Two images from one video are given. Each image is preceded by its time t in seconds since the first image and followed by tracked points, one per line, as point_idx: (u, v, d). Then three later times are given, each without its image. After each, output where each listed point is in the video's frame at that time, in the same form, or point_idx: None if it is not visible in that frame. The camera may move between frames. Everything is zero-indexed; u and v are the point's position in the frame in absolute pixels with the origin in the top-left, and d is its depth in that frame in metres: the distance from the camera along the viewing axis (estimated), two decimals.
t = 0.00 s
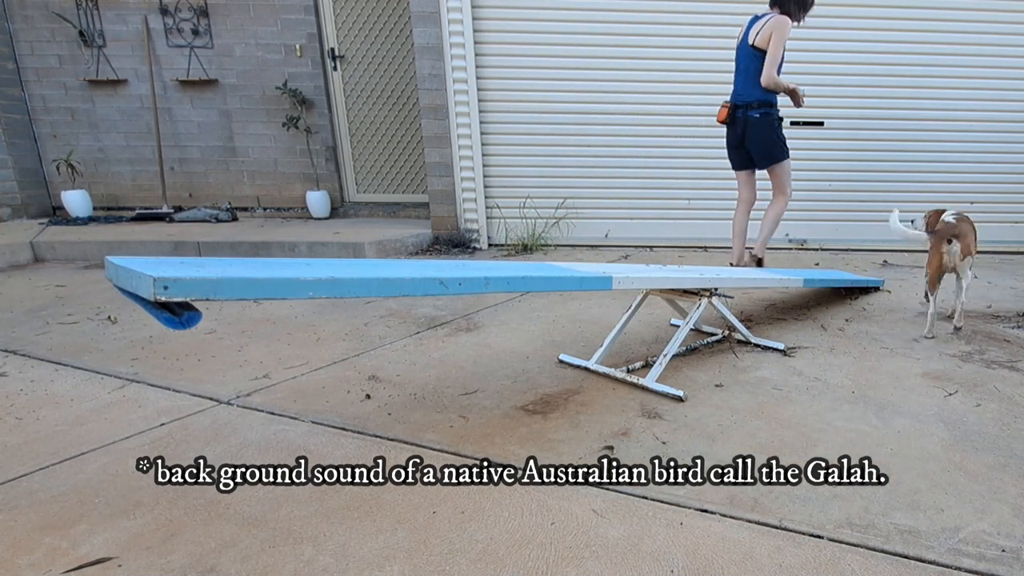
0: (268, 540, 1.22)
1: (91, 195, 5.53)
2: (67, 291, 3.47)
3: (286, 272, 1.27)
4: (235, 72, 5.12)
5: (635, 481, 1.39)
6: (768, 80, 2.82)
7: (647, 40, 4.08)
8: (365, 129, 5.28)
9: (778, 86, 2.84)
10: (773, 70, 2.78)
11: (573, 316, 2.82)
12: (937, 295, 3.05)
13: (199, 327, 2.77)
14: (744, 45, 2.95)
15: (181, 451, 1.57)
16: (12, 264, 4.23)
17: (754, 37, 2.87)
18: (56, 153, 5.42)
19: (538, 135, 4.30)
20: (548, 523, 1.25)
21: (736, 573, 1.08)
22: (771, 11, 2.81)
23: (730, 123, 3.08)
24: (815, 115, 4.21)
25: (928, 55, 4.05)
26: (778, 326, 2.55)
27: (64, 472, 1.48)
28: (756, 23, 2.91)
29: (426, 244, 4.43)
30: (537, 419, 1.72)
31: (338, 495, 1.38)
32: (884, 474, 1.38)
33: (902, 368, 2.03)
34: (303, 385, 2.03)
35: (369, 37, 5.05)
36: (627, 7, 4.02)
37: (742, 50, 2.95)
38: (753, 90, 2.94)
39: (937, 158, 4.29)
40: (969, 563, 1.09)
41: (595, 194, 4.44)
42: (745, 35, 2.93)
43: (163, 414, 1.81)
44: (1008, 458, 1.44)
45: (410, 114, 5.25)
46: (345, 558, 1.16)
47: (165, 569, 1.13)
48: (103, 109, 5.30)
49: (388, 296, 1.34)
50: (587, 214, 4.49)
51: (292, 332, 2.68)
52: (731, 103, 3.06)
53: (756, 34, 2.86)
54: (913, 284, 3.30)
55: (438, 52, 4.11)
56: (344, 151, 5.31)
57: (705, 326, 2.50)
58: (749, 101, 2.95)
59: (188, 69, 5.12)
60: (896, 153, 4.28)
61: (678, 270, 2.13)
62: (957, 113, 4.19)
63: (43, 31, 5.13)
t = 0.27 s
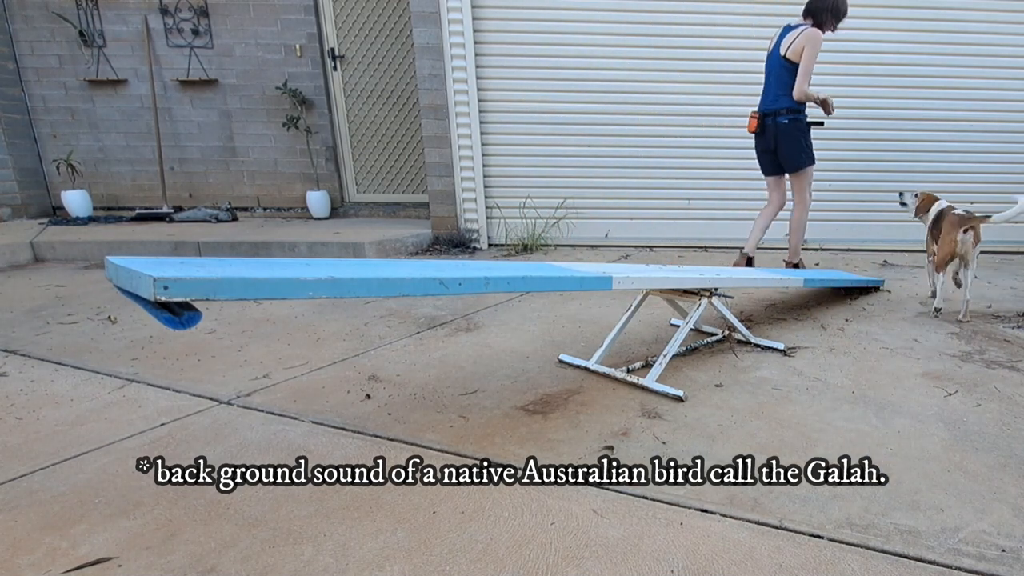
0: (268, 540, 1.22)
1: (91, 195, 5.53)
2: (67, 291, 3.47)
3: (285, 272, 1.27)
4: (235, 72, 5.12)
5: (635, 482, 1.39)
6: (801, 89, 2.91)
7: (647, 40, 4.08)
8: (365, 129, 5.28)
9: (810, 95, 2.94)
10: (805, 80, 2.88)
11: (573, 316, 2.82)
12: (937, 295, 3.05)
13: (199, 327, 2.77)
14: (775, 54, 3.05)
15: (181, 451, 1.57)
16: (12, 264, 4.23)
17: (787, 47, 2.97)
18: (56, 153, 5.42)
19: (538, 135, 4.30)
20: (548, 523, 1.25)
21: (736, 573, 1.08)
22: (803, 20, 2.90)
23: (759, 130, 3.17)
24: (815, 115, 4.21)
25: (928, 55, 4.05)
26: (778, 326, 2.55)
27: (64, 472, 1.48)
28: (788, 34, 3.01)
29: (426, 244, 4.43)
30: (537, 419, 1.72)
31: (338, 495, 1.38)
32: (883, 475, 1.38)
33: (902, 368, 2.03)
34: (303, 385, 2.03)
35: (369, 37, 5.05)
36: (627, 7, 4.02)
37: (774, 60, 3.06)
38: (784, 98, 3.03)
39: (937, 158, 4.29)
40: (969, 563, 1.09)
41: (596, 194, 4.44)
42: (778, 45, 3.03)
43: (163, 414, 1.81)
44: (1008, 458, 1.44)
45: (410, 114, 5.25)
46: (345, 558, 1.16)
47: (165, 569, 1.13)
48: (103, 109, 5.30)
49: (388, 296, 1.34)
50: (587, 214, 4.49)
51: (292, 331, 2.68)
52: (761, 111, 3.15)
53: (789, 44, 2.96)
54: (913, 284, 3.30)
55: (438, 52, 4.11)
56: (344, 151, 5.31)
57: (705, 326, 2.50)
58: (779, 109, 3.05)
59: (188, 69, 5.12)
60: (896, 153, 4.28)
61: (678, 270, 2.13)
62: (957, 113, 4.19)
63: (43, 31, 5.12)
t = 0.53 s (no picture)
0: (268, 540, 1.22)
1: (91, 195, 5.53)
2: (67, 291, 3.47)
3: (285, 272, 1.27)
4: (235, 72, 5.12)
5: (635, 482, 1.39)
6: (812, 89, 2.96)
7: (648, 40, 4.08)
8: (366, 129, 5.28)
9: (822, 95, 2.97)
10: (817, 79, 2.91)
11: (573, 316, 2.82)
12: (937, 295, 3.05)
13: (199, 327, 2.77)
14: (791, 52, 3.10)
15: (181, 451, 1.57)
16: (12, 264, 4.23)
17: (802, 46, 3.02)
18: (56, 153, 5.42)
19: (538, 135, 4.30)
20: (548, 523, 1.25)
21: (736, 573, 1.08)
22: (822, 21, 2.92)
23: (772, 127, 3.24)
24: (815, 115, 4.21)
25: (928, 55, 4.05)
26: (778, 326, 2.55)
27: (64, 472, 1.48)
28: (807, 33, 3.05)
29: (426, 244, 4.43)
30: (537, 419, 1.72)
31: (338, 495, 1.38)
32: (883, 474, 1.38)
33: (902, 368, 2.03)
34: (303, 385, 2.03)
35: (369, 37, 5.05)
36: (627, 6, 4.02)
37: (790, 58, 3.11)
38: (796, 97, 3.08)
39: (937, 158, 4.29)
40: (969, 563, 1.09)
41: (596, 194, 4.44)
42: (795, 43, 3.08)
43: (163, 414, 1.81)
44: (1008, 458, 1.43)
45: (410, 114, 5.25)
46: (345, 558, 1.16)
47: (165, 569, 1.13)
48: (103, 109, 5.30)
49: (388, 296, 1.34)
50: (587, 213, 4.49)
51: (291, 332, 2.68)
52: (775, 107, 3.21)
53: (804, 44, 3.00)
54: (913, 284, 3.30)
55: (438, 52, 4.11)
56: (344, 151, 5.31)
57: (705, 326, 2.50)
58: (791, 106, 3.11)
59: (188, 69, 5.12)
60: (896, 154, 4.28)
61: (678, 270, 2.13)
62: (957, 113, 4.19)
63: (43, 31, 5.12)
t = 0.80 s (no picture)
0: (268, 540, 1.22)
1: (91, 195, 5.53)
2: (67, 291, 3.47)
3: (285, 272, 1.26)
4: (235, 72, 5.12)
5: (635, 482, 1.39)
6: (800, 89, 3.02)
7: (647, 40, 4.08)
8: (366, 129, 5.29)
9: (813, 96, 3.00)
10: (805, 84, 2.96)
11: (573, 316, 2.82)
12: (938, 295, 3.05)
13: (199, 327, 2.77)
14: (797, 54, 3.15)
15: (181, 451, 1.57)
16: (12, 264, 4.23)
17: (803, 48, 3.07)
18: (56, 152, 5.42)
19: (538, 134, 4.30)
20: (548, 523, 1.25)
21: (737, 573, 1.08)
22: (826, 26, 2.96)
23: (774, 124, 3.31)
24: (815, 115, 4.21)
25: (928, 55, 4.05)
26: (778, 326, 2.55)
27: (64, 472, 1.48)
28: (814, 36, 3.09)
29: (426, 244, 4.43)
30: (537, 419, 1.72)
31: (339, 494, 1.38)
32: (883, 474, 1.38)
33: (902, 368, 2.03)
34: (303, 385, 2.03)
35: (369, 37, 5.05)
36: (627, 6, 4.02)
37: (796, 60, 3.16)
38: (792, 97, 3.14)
39: (937, 158, 4.29)
40: (969, 563, 1.09)
41: (596, 194, 4.44)
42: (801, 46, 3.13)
43: (163, 414, 1.81)
44: (1008, 458, 1.44)
45: (410, 114, 5.25)
46: (345, 558, 1.16)
47: (165, 569, 1.13)
48: (103, 109, 5.30)
49: (388, 296, 1.34)
50: (587, 213, 4.49)
51: (292, 331, 2.68)
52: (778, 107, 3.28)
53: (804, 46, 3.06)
54: (914, 284, 3.30)
55: (438, 52, 4.11)
56: (344, 150, 5.31)
57: (705, 326, 2.50)
58: (786, 105, 3.17)
59: (188, 69, 5.12)
60: (896, 153, 4.28)
61: (678, 270, 2.14)
62: (957, 113, 4.19)
63: (43, 31, 5.12)
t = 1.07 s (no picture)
0: (268, 540, 1.22)
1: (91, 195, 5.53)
2: (67, 291, 3.47)
3: (285, 272, 1.26)
4: (235, 72, 5.12)
5: (635, 482, 1.39)
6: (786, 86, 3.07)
7: (648, 40, 4.08)
8: (366, 129, 5.28)
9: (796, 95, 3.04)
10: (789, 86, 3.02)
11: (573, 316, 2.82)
12: (938, 295, 3.05)
13: (199, 327, 2.77)
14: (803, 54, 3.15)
15: (181, 451, 1.57)
16: (12, 264, 4.23)
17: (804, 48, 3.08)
18: (56, 152, 5.42)
19: (539, 134, 4.30)
20: (548, 523, 1.25)
21: (737, 573, 1.08)
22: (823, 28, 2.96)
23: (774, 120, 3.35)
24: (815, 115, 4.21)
25: (928, 56, 4.05)
26: (778, 326, 2.55)
27: (64, 472, 1.48)
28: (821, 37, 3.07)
29: (426, 244, 4.43)
30: (537, 419, 1.72)
31: (339, 494, 1.38)
32: (883, 474, 1.38)
33: (901, 368, 2.03)
34: (303, 385, 2.03)
35: (369, 37, 5.05)
36: (627, 7, 4.02)
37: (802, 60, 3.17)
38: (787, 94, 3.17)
39: (937, 158, 4.29)
40: (969, 563, 1.09)
41: (596, 194, 4.44)
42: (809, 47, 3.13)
43: (163, 414, 1.81)
44: (1008, 458, 1.43)
45: (410, 114, 5.24)
46: (345, 558, 1.16)
47: (165, 569, 1.13)
48: (103, 109, 5.30)
49: (388, 296, 1.34)
50: (587, 213, 4.49)
51: (292, 332, 2.68)
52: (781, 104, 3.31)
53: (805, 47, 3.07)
54: (914, 284, 3.30)
55: (438, 52, 4.11)
56: (344, 151, 5.32)
57: (705, 326, 2.50)
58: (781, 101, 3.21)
59: (188, 69, 5.12)
60: (896, 153, 4.28)
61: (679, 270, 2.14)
62: (957, 113, 4.19)
63: (44, 31, 5.12)
